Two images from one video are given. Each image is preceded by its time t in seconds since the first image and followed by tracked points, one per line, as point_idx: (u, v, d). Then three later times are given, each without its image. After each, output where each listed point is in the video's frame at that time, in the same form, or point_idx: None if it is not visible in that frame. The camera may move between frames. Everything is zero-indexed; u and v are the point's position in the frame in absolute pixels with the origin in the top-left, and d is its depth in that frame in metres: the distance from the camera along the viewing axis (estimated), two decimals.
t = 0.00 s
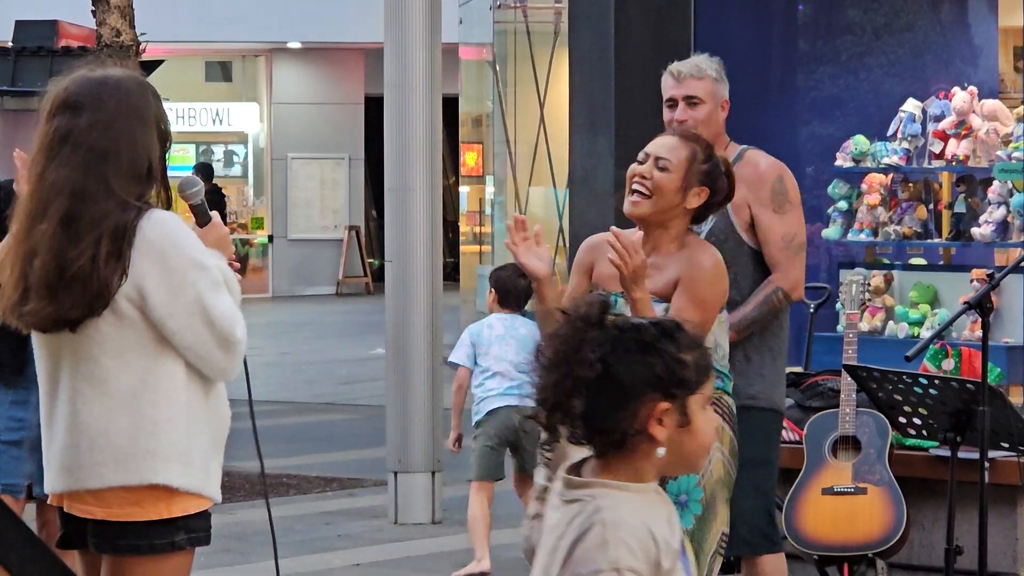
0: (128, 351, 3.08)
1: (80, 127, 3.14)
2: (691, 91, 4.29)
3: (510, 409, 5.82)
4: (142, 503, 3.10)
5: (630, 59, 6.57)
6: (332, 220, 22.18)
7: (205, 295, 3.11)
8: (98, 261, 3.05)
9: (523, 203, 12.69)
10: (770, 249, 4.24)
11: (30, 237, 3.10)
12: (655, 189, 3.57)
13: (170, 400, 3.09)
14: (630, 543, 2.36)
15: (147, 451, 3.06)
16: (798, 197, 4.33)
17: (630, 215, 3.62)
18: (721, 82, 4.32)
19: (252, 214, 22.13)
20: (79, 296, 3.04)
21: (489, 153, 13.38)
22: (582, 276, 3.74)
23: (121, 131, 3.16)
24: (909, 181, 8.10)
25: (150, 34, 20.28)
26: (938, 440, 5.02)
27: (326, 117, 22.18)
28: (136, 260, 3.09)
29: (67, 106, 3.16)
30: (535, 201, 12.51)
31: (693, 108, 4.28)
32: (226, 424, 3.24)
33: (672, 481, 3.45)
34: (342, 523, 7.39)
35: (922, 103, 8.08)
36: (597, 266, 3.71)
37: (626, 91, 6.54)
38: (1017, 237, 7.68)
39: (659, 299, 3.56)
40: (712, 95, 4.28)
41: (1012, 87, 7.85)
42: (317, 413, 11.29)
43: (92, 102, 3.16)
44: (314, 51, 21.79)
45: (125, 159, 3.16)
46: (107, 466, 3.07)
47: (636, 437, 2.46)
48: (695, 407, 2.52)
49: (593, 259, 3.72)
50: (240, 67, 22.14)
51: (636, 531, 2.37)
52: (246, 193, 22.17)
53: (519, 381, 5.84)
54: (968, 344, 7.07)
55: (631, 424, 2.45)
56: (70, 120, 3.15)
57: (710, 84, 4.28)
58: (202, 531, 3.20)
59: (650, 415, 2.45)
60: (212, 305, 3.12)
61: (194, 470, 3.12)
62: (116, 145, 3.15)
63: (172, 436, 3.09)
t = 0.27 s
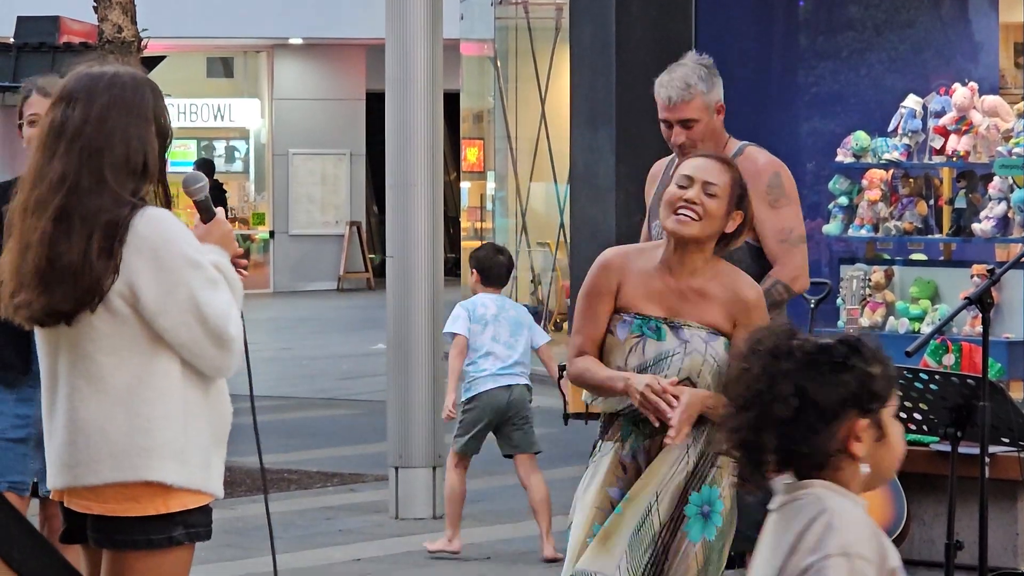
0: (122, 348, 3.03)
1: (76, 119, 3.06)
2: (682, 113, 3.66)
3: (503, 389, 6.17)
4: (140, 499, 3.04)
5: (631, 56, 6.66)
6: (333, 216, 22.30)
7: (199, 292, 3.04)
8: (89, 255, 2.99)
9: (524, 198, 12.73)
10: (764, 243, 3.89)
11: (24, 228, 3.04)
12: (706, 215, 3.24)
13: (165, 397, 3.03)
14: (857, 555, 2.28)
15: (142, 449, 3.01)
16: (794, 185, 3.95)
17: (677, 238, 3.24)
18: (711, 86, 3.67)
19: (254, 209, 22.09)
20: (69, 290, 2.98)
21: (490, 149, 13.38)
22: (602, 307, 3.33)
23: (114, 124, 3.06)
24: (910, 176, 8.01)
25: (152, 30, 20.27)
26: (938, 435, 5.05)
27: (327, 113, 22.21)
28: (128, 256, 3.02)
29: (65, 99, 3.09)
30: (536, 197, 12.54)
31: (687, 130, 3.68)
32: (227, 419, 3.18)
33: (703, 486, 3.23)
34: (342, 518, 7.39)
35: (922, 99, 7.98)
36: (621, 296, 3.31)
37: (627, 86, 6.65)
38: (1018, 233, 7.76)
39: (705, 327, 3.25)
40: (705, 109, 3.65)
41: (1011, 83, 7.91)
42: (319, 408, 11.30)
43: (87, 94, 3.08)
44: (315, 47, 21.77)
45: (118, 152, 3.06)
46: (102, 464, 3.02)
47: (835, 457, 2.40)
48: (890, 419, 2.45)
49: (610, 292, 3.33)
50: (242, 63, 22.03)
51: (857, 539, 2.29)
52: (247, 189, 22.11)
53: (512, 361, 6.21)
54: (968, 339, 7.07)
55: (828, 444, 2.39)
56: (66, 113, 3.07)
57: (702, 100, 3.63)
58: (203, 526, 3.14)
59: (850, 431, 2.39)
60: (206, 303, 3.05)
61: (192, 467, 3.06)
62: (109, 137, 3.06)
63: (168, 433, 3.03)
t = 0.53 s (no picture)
0: (115, 346, 3.01)
1: (74, 114, 3.06)
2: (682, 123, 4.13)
3: (459, 385, 6.34)
4: (136, 496, 3.04)
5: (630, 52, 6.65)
6: (334, 212, 22.24)
7: (190, 290, 3.02)
8: (80, 250, 2.98)
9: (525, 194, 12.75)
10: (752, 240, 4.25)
11: (20, 221, 3.05)
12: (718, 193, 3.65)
13: (159, 395, 3.02)
14: None
15: (134, 446, 3.00)
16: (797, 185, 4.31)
17: (692, 212, 3.62)
18: (705, 93, 4.14)
19: (255, 205, 22.15)
20: (60, 283, 2.98)
21: (491, 145, 13.40)
22: (596, 269, 3.64)
23: (109, 120, 3.06)
24: (911, 173, 7.97)
25: (153, 27, 20.26)
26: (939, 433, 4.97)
27: (329, 110, 22.20)
28: (120, 253, 3.00)
29: (65, 94, 3.09)
30: (537, 193, 12.55)
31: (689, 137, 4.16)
32: (226, 416, 3.16)
33: (701, 465, 3.64)
34: (343, 514, 7.40)
35: (924, 95, 8.00)
36: (619, 264, 3.63)
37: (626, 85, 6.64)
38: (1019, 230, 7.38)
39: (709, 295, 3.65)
40: (702, 116, 4.12)
41: (1014, 79, 7.70)
42: (320, 404, 11.32)
43: (86, 90, 3.08)
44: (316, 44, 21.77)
45: (113, 148, 3.05)
46: (95, 460, 3.01)
47: None
48: None
49: (612, 258, 3.64)
50: (243, 60, 22.08)
51: None
52: (248, 185, 22.14)
53: (469, 357, 6.37)
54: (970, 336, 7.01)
55: None
56: (66, 107, 3.08)
57: (695, 108, 4.12)
58: (201, 522, 3.13)
59: None
60: (198, 300, 3.03)
61: (186, 465, 3.04)
62: (104, 133, 3.05)
63: (161, 431, 3.01)
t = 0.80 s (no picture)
0: (111, 345, 3.01)
1: (73, 113, 3.06)
2: (688, 140, 4.25)
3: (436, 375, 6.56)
4: (133, 495, 3.04)
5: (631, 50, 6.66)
6: (335, 210, 22.25)
7: (185, 289, 3.02)
8: (74, 249, 2.97)
9: (525, 192, 12.75)
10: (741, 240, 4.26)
11: (18, 220, 3.05)
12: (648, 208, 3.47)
13: (155, 395, 3.02)
14: None
15: (130, 446, 3.00)
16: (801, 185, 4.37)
17: (623, 233, 3.43)
18: (709, 110, 4.27)
19: (256, 204, 22.14)
20: (54, 281, 2.97)
21: (492, 144, 13.40)
22: (542, 311, 3.42)
23: (108, 119, 3.05)
24: (912, 171, 8.00)
25: (153, 25, 20.25)
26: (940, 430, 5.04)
27: (329, 108, 22.19)
28: (115, 253, 2.99)
29: (65, 93, 3.09)
30: (538, 192, 12.54)
31: (693, 154, 4.29)
32: (225, 415, 3.16)
33: (656, 476, 3.51)
34: (343, 512, 7.41)
35: (924, 94, 8.00)
36: (563, 300, 3.42)
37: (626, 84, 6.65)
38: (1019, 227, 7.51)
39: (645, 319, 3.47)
40: (705, 133, 4.26)
41: (1016, 78, 7.79)
42: (320, 403, 11.31)
43: (86, 89, 3.08)
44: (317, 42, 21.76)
45: (112, 147, 3.05)
46: (92, 459, 3.02)
47: None
48: None
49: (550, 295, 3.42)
50: (244, 58, 22.12)
51: None
52: (249, 184, 22.14)
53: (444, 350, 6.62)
54: (970, 334, 7.02)
55: None
56: (66, 106, 3.07)
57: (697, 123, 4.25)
58: (199, 520, 3.13)
59: None
60: (194, 300, 3.02)
61: (183, 464, 3.05)
62: (103, 132, 3.05)
63: (156, 431, 3.01)
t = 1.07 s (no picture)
0: (112, 347, 3.01)
1: (74, 115, 3.06)
2: (676, 140, 4.31)
3: (407, 366, 6.81)
4: (133, 496, 3.04)
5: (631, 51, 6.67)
6: (336, 211, 22.25)
7: (186, 290, 3.02)
8: (75, 250, 2.97)
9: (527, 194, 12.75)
10: (778, 256, 4.28)
11: (19, 221, 3.05)
12: (542, 180, 3.55)
13: (155, 396, 3.01)
14: None
15: (130, 447, 3.00)
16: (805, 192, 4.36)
17: (521, 211, 3.56)
18: (696, 110, 4.31)
19: (256, 205, 22.14)
20: (55, 283, 2.97)
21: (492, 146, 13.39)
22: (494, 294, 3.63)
23: (109, 120, 3.05)
24: (912, 172, 7.96)
25: (154, 26, 20.24)
26: (941, 432, 5.02)
27: (330, 109, 22.20)
28: (116, 254, 2.99)
29: (66, 94, 3.09)
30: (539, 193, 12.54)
31: (681, 154, 4.33)
32: (226, 417, 3.16)
33: (619, 464, 3.56)
34: (344, 513, 7.41)
35: (925, 95, 7.96)
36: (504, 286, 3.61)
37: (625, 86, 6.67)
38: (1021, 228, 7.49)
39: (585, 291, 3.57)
40: (694, 133, 4.30)
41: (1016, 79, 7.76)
42: (321, 404, 11.31)
43: (87, 90, 3.08)
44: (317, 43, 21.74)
45: (113, 148, 3.05)
46: (92, 460, 3.01)
47: None
48: None
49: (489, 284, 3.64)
50: (244, 59, 22.05)
51: None
52: (249, 185, 22.11)
53: (414, 342, 6.83)
54: (971, 335, 7.03)
55: None
56: (66, 107, 3.07)
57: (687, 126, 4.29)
58: (199, 522, 3.13)
59: None
60: (194, 301, 3.02)
61: (183, 464, 3.04)
62: (104, 132, 3.05)
63: (156, 432, 3.01)
